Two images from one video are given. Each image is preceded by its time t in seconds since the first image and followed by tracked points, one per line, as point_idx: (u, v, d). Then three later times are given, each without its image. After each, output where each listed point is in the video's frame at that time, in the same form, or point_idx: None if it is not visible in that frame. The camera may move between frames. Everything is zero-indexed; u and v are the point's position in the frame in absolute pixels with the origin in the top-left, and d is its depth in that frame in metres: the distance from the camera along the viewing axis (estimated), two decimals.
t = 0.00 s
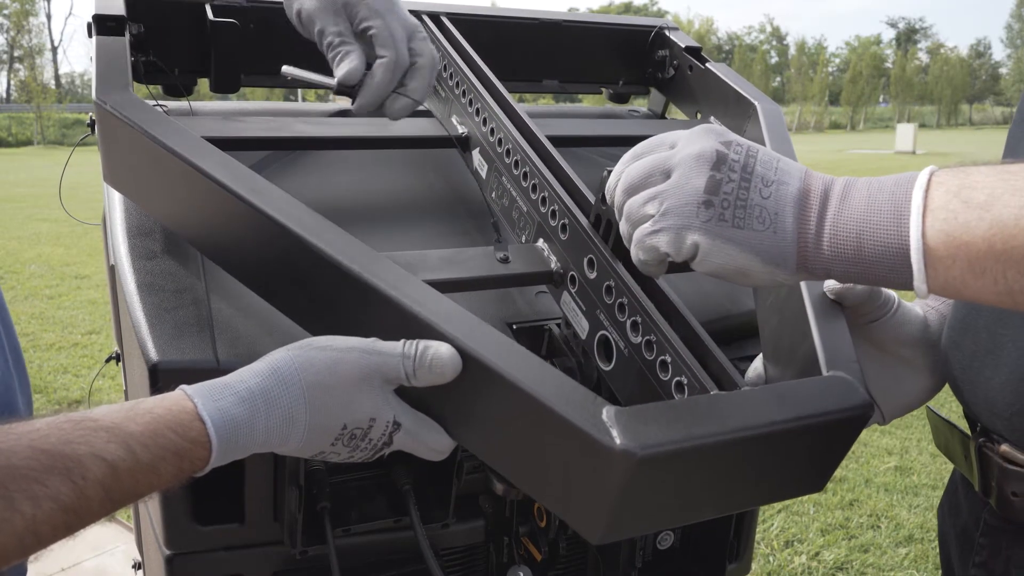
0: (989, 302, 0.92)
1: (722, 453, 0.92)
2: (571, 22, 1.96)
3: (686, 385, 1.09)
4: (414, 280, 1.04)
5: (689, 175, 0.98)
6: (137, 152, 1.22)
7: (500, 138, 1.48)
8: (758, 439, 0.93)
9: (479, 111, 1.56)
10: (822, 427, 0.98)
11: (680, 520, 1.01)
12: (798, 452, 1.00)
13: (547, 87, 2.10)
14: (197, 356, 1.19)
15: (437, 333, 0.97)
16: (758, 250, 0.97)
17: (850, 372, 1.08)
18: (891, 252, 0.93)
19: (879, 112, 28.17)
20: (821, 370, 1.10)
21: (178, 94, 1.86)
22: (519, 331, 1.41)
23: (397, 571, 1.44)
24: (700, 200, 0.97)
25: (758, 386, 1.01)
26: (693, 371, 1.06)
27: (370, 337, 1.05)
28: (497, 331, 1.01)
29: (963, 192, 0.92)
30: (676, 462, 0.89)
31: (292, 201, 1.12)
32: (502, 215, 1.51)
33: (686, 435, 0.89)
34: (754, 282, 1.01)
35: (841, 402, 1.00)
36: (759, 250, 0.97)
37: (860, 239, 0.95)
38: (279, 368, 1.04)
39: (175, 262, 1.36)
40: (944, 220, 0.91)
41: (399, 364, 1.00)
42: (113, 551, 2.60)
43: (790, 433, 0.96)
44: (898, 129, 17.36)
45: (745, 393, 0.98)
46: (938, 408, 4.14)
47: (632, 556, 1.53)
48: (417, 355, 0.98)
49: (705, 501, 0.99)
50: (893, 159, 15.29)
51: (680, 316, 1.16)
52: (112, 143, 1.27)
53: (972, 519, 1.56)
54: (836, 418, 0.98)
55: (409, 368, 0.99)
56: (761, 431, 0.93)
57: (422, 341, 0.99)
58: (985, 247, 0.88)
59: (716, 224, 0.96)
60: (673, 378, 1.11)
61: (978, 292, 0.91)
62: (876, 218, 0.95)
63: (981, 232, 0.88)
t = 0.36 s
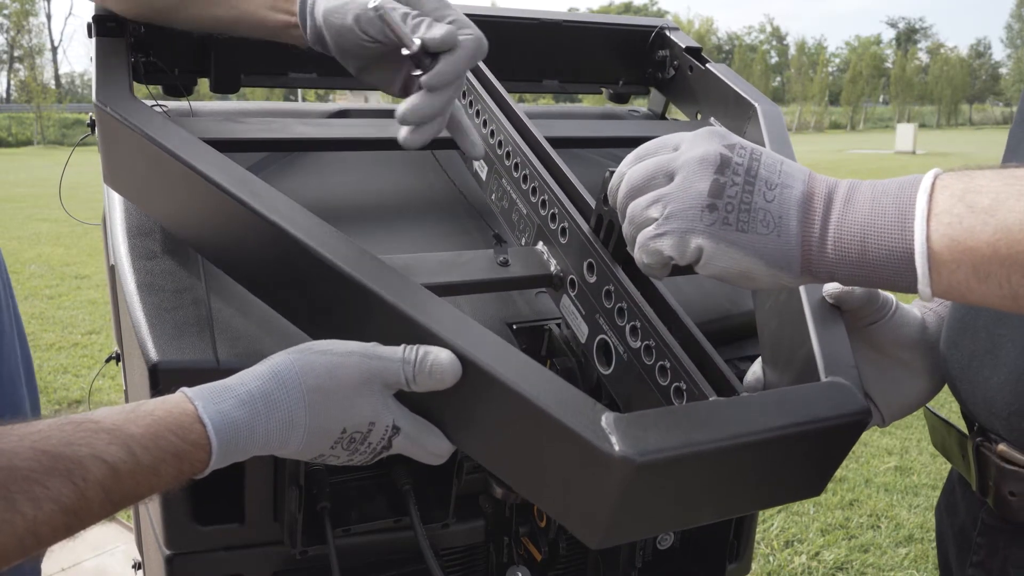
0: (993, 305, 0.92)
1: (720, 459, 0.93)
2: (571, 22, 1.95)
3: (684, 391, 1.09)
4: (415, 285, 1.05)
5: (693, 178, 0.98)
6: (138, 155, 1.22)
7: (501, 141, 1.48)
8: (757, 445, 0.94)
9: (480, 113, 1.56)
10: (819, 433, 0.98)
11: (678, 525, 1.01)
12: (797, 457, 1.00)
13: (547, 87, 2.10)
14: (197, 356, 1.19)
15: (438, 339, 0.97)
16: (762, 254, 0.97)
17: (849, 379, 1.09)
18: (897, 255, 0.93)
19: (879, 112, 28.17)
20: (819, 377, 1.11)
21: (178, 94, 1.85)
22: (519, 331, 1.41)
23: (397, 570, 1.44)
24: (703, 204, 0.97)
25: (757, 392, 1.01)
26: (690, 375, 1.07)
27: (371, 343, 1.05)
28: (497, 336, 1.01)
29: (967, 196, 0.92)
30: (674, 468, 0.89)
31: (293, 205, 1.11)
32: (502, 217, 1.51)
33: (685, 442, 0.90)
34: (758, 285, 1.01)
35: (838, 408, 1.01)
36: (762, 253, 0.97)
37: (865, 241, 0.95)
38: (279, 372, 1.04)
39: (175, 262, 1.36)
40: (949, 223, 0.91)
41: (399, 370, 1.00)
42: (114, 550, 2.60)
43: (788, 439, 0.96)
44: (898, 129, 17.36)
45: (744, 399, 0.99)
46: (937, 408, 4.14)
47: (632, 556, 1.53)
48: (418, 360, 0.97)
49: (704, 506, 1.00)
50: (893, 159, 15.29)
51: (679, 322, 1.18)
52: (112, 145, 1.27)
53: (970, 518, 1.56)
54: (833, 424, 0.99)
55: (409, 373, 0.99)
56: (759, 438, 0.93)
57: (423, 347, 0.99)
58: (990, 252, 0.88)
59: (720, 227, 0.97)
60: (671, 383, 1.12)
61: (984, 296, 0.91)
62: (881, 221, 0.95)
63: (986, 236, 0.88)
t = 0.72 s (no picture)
0: (993, 305, 0.92)
1: (719, 462, 0.93)
2: (572, 22, 1.95)
3: (684, 393, 1.10)
4: (414, 287, 1.05)
5: (692, 177, 0.98)
6: (138, 155, 1.22)
7: (500, 142, 1.48)
8: (756, 447, 0.94)
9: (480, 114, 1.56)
10: (818, 436, 0.98)
11: (677, 527, 1.01)
12: (796, 459, 1.00)
13: (547, 87, 2.10)
14: (197, 357, 1.19)
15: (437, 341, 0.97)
16: (762, 253, 0.97)
17: (848, 380, 1.09)
18: (896, 255, 0.93)
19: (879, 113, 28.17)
20: (819, 378, 1.11)
21: (178, 94, 1.85)
22: (519, 331, 1.41)
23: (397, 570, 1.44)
24: (703, 203, 0.97)
25: (757, 394, 1.01)
26: (689, 377, 1.08)
27: (371, 344, 1.05)
28: (497, 338, 1.01)
29: (967, 196, 0.91)
30: (674, 471, 0.90)
31: (292, 206, 1.11)
32: (502, 218, 1.51)
33: (685, 444, 0.90)
34: (758, 285, 1.01)
35: (837, 410, 1.01)
36: (762, 253, 0.97)
37: (864, 241, 0.95)
38: (280, 373, 1.04)
39: (175, 262, 1.36)
40: (949, 223, 0.91)
41: (399, 371, 1.00)
42: (114, 551, 2.61)
43: (787, 442, 0.96)
44: (898, 129, 17.36)
45: (743, 401, 0.99)
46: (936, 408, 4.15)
47: (632, 557, 1.53)
48: (418, 362, 0.97)
49: (703, 508, 0.99)
50: (893, 159, 15.29)
51: (680, 325, 1.18)
52: (113, 146, 1.27)
53: (969, 520, 1.55)
54: (832, 427, 0.99)
55: (409, 375, 0.99)
56: (759, 440, 0.94)
57: (423, 348, 0.99)
58: (988, 252, 0.88)
59: (719, 227, 0.97)
60: (671, 386, 1.13)
61: (983, 296, 0.91)
62: (881, 221, 0.95)
63: (985, 237, 0.88)
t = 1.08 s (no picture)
0: (993, 305, 0.92)
1: (719, 466, 0.93)
2: (572, 23, 1.95)
3: (683, 397, 1.09)
4: (413, 290, 1.05)
5: (694, 176, 0.98)
6: (138, 156, 1.22)
7: (500, 143, 1.47)
8: (755, 452, 0.94)
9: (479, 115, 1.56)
10: (817, 439, 0.98)
11: (676, 531, 1.01)
12: (796, 462, 1.00)
13: (547, 87, 2.10)
14: (197, 357, 1.19)
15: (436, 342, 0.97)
16: (763, 252, 0.97)
17: (846, 384, 1.09)
18: (897, 254, 0.93)
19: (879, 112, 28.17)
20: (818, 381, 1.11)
21: (178, 94, 1.85)
22: (519, 331, 1.42)
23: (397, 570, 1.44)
24: (704, 203, 0.97)
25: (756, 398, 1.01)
26: (688, 382, 1.07)
27: (371, 347, 1.05)
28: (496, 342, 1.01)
29: (968, 196, 0.91)
30: (674, 475, 0.90)
31: (292, 209, 1.11)
32: (502, 220, 1.51)
33: (683, 450, 0.90)
34: (758, 284, 1.01)
35: (836, 414, 1.01)
36: (763, 252, 0.98)
37: (865, 240, 0.95)
38: (279, 375, 1.04)
39: (175, 262, 1.36)
40: (950, 223, 0.90)
41: (398, 375, 1.00)
42: (114, 550, 2.61)
43: (786, 446, 0.96)
44: (898, 129, 17.36)
45: (743, 405, 0.99)
46: (936, 408, 4.15)
47: (632, 557, 1.53)
48: (417, 367, 0.97)
49: (702, 512, 1.00)
50: (893, 159, 15.28)
51: (679, 328, 1.18)
52: (112, 146, 1.27)
53: (965, 519, 1.55)
54: (832, 431, 0.99)
55: (408, 378, 0.99)
56: (757, 444, 0.94)
57: (422, 352, 0.99)
58: (988, 253, 0.88)
59: (720, 226, 0.97)
60: (670, 390, 1.12)
61: (983, 296, 0.91)
62: (881, 221, 0.95)
63: (985, 237, 0.88)
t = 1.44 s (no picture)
0: (995, 304, 0.92)
1: (719, 466, 0.93)
2: (572, 23, 1.95)
3: (683, 397, 1.09)
4: (414, 291, 1.05)
5: (700, 174, 0.98)
6: (139, 156, 1.22)
7: (501, 143, 1.47)
8: (754, 452, 0.94)
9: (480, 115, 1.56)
10: (817, 439, 0.99)
11: (676, 532, 1.01)
12: (796, 463, 1.00)
13: (547, 87, 2.10)
14: (197, 357, 1.19)
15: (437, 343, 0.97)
16: (768, 250, 0.97)
17: (847, 385, 1.09)
18: (900, 253, 0.93)
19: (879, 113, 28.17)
20: (817, 381, 1.11)
21: (178, 94, 1.85)
22: (519, 331, 1.41)
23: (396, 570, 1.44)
24: (708, 200, 0.97)
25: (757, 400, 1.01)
26: (688, 382, 1.07)
27: (372, 347, 1.05)
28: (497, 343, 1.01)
29: (971, 197, 0.91)
30: (674, 475, 0.90)
31: (292, 210, 1.11)
32: (502, 220, 1.51)
33: (684, 450, 0.90)
34: (761, 282, 1.01)
35: (836, 415, 1.01)
36: (768, 250, 0.97)
37: (868, 239, 0.95)
38: (279, 376, 1.04)
39: (175, 262, 1.36)
40: (953, 222, 0.91)
41: (399, 375, 1.00)
42: (113, 550, 2.61)
43: (786, 447, 0.96)
44: (898, 129, 17.36)
45: (743, 405, 0.99)
46: (936, 408, 4.15)
47: (632, 557, 1.53)
48: (417, 367, 0.97)
49: (702, 513, 1.00)
50: (894, 159, 15.28)
51: (679, 329, 1.18)
52: (114, 146, 1.27)
53: (963, 518, 1.56)
54: (831, 431, 0.99)
55: (409, 379, 0.99)
56: (757, 445, 0.94)
57: (423, 352, 0.99)
58: (991, 253, 0.88)
59: (725, 223, 0.96)
60: (671, 390, 1.12)
61: (985, 295, 0.91)
62: (884, 220, 0.95)
63: (988, 236, 0.88)
